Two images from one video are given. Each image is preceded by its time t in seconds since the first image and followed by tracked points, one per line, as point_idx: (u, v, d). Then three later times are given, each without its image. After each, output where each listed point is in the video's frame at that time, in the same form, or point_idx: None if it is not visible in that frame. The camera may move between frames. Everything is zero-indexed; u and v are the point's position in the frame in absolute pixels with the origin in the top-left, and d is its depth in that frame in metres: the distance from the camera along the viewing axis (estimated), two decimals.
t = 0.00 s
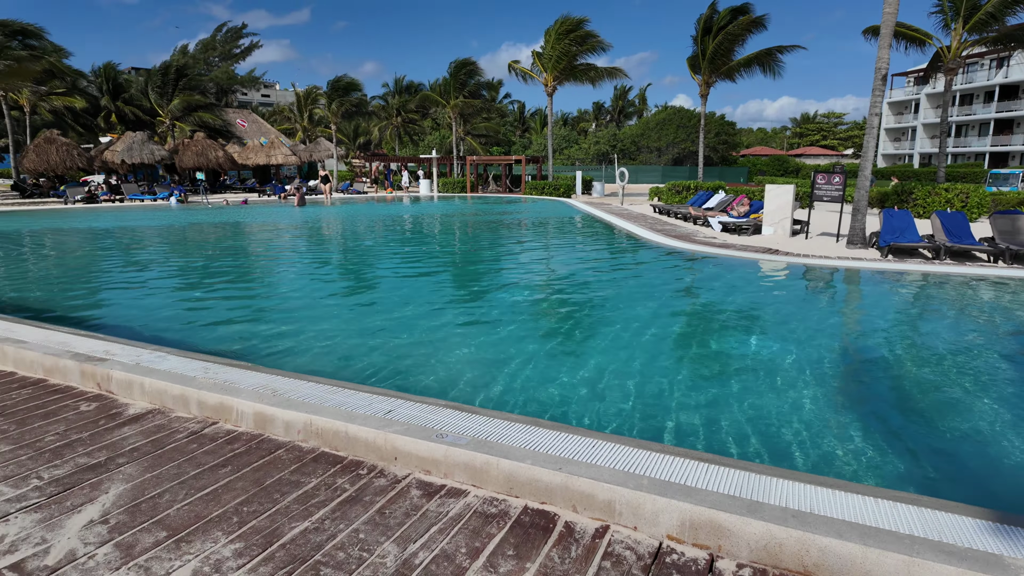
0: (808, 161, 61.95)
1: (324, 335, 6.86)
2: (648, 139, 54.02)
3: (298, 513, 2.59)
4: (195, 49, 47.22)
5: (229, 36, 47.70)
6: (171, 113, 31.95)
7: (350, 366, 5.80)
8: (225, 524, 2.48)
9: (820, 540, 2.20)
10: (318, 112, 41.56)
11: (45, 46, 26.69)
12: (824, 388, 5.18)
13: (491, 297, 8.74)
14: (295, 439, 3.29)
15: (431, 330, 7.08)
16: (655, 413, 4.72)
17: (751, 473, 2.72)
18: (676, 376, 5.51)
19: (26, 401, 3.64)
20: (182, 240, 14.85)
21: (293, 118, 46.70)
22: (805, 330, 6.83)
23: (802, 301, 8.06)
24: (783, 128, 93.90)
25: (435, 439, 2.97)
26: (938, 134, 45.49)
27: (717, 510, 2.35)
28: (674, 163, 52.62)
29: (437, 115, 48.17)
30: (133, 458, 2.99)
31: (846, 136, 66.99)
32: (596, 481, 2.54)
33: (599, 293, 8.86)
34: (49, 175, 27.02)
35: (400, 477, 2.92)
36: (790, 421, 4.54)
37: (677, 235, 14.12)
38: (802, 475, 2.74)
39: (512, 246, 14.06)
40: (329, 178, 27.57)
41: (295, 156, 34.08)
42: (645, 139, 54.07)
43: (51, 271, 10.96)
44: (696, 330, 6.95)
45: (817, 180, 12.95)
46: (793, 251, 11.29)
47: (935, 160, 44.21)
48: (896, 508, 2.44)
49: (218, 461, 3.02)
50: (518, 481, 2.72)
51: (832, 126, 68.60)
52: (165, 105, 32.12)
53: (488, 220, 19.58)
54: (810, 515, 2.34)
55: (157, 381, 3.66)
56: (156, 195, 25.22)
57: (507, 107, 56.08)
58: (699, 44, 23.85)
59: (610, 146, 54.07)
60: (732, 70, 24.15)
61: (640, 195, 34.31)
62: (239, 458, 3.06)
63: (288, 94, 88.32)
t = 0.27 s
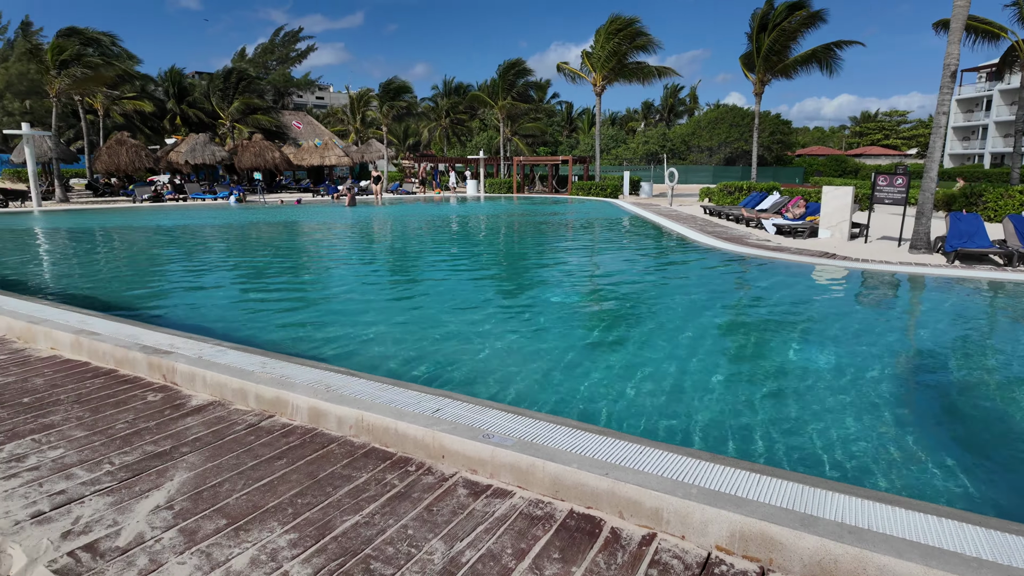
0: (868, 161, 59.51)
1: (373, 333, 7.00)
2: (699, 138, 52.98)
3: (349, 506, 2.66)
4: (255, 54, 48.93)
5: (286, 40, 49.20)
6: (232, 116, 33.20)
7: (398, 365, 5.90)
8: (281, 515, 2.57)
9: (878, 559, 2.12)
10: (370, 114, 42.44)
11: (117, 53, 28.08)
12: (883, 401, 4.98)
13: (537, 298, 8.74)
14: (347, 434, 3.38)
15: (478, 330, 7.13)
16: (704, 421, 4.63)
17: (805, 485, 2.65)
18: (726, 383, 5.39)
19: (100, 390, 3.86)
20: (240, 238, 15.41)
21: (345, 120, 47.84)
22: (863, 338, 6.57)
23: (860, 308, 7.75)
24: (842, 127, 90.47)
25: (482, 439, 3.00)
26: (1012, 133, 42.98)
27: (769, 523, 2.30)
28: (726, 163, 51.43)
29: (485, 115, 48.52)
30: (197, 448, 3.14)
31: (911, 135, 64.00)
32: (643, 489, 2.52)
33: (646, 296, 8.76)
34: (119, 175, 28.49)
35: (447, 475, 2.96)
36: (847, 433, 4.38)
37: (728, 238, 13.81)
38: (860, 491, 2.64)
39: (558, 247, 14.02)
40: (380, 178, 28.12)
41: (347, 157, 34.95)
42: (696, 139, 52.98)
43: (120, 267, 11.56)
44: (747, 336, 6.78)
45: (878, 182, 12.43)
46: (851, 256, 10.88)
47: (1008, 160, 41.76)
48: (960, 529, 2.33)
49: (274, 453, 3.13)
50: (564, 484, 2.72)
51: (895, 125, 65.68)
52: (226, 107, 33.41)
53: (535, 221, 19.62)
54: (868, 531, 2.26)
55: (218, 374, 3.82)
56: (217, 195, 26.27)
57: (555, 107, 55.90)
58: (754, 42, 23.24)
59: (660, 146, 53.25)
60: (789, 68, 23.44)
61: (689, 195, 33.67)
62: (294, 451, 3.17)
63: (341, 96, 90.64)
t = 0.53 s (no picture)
0: (930, 161, 56.88)
1: (418, 332, 7.11)
2: (750, 138, 51.70)
3: (395, 501, 2.71)
4: (307, 57, 50.29)
5: (337, 44, 50.38)
6: (285, 118, 34.21)
7: (442, 365, 5.97)
8: (330, 507, 2.64)
9: None
10: (417, 115, 43.05)
11: (180, 58, 29.41)
12: (941, 414, 4.77)
13: (580, 300, 8.71)
14: (394, 430, 3.44)
15: (521, 331, 7.14)
16: (751, 429, 4.53)
17: (859, 498, 2.56)
18: (773, 390, 5.26)
19: (161, 381, 4.05)
20: (291, 237, 15.88)
21: (393, 121, 48.66)
22: (919, 347, 6.32)
23: (916, 315, 7.43)
24: (903, 126, 86.71)
25: (525, 440, 3.01)
26: None
27: (821, 536, 2.23)
28: (777, 163, 50.03)
29: (531, 116, 48.58)
30: (250, 439, 3.26)
31: (978, 133, 60.85)
32: (690, 496, 2.48)
33: (692, 299, 8.61)
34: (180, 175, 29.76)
35: (490, 475, 2.98)
36: (901, 446, 4.22)
37: (779, 240, 13.43)
38: (919, 506, 2.53)
39: (602, 248, 13.92)
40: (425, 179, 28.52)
41: (394, 158, 35.57)
42: (746, 138, 51.67)
43: (179, 264, 12.06)
44: (796, 341, 6.59)
45: (941, 183, 11.86)
46: (911, 260, 10.43)
47: None
48: None
49: (323, 446, 3.22)
50: (607, 488, 2.70)
51: (960, 123, 62.58)
52: (279, 109, 34.49)
53: (579, 222, 19.54)
54: (927, 550, 2.16)
55: (271, 368, 3.96)
56: (270, 194, 27.14)
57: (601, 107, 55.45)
58: (809, 38, 22.53)
59: (709, 145, 52.18)
60: (845, 66, 22.66)
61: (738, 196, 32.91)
62: (343, 444, 3.25)
63: (390, 98, 92.41)
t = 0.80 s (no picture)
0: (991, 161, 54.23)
1: (457, 331, 7.17)
2: (797, 137, 50.31)
3: (435, 498, 2.75)
4: (351, 59, 51.26)
5: (381, 46, 51.19)
6: (329, 119, 34.97)
7: (480, 364, 6.00)
8: (371, 501, 2.69)
9: None
10: (457, 115, 43.40)
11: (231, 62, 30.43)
12: (1001, 427, 4.56)
13: (619, 301, 8.64)
14: (433, 428, 3.48)
15: (560, 332, 7.13)
16: (796, 437, 4.42)
17: (911, 511, 2.46)
18: (819, 397, 5.11)
19: (212, 374, 4.20)
20: (334, 236, 16.22)
21: (434, 122, 49.15)
22: (976, 355, 6.04)
23: (974, 321, 7.11)
24: (961, 124, 82.99)
25: (564, 441, 3.01)
26: None
27: (869, 549, 2.16)
28: (825, 163, 48.54)
29: (571, 115, 48.39)
30: (296, 432, 3.35)
31: None
32: (733, 503, 2.44)
33: (734, 302, 8.44)
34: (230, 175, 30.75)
35: (529, 475, 2.99)
36: (954, 459, 4.05)
37: (826, 243, 13.03)
38: (975, 522, 2.42)
39: (642, 249, 13.76)
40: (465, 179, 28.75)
41: (435, 158, 35.95)
42: (793, 137, 50.29)
43: (228, 261, 12.47)
44: (844, 347, 6.39)
45: (1003, 184, 11.31)
46: (968, 265, 9.99)
47: None
48: None
49: (365, 441, 3.29)
50: (647, 492, 2.68)
51: None
52: (324, 111, 35.29)
53: (619, 223, 19.38)
54: (984, 568, 2.07)
55: (316, 364, 4.05)
56: (314, 194, 27.79)
57: (642, 106, 54.81)
58: (861, 33, 21.79)
59: (754, 145, 50.98)
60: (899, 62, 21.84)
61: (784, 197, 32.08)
62: (384, 440, 3.31)
63: (431, 99, 93.50)
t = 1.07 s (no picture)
0: None
1: (493, 331, 7.21)
2: (844, 136, 48.78)
3: (471, 496, 2.77)
4: (392, 61, 51.99)
5: (421, 47, 51.75)
6: (370, 121, 35.54)
7: (516, 365, 6.02)
8: (410, 497, 2.74)
9: None
10: (495, 116, 43.56)
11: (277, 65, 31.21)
12: None
13: (656, 303, 8.54)
14: (470, 426, 3.51)
15: (597, 333, 7.09)
16: (840, 445, 4.30)
17: (964, 526, 2.37)
18: (865, 406, 4.96)
19: (256, 368, 4.33)
20: (374, 236, 16.48)
21: (472, 122, 49.46)
22: None
23: None
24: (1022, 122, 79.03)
25: (600, 444, 2.99)
26: None
27: (918, 564, 2.08)
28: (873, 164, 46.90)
29: (609, 115, 48.01)
30: (336, 427, 3.42)
31: None
32: (774, 512, 2.39)
33: (776, 305, 8.25)
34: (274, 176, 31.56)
35: (565, 476, 2.99)
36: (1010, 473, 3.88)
37: (874, 245, 12.61)
38: None
39: (681, 250, 13.57)
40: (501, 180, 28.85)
41: (472, 159, 36.16)
42: (840, 136, 48.81)
43: (272, 259, 12.79)
44: (892, 354, 6.18)
45: None
46: None
47: None
48: None
49: (403, 437, 3.34)
50: (685, 498, 2.64)
51: None
52: (365, 112, 35.89)
53: (658, 224, 19.13)
54: None
55: (356, 361, 4.13)
56: (355, 194, 28.30)
57: (683, 106, 54.00)
58: (914, 29, 21.02)
59: (799, 145, 49.66)
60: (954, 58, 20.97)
61: (829, 198, 31.12)
62: (422, 437, 3.36)
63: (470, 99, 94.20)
